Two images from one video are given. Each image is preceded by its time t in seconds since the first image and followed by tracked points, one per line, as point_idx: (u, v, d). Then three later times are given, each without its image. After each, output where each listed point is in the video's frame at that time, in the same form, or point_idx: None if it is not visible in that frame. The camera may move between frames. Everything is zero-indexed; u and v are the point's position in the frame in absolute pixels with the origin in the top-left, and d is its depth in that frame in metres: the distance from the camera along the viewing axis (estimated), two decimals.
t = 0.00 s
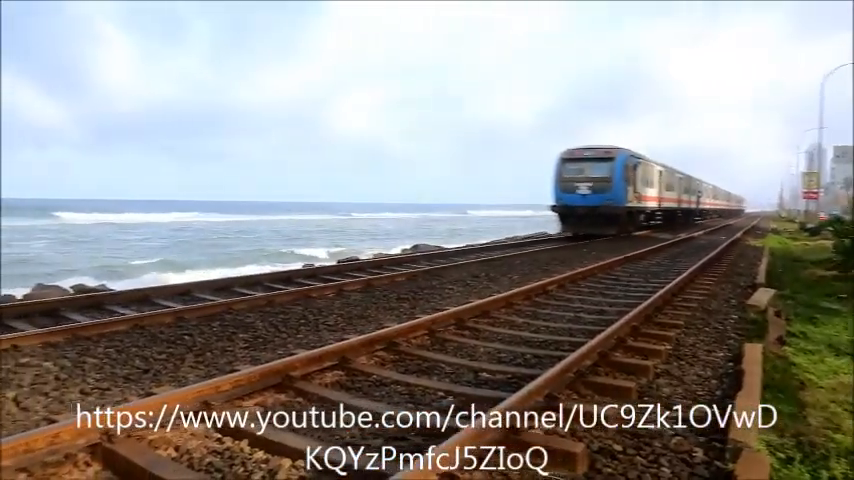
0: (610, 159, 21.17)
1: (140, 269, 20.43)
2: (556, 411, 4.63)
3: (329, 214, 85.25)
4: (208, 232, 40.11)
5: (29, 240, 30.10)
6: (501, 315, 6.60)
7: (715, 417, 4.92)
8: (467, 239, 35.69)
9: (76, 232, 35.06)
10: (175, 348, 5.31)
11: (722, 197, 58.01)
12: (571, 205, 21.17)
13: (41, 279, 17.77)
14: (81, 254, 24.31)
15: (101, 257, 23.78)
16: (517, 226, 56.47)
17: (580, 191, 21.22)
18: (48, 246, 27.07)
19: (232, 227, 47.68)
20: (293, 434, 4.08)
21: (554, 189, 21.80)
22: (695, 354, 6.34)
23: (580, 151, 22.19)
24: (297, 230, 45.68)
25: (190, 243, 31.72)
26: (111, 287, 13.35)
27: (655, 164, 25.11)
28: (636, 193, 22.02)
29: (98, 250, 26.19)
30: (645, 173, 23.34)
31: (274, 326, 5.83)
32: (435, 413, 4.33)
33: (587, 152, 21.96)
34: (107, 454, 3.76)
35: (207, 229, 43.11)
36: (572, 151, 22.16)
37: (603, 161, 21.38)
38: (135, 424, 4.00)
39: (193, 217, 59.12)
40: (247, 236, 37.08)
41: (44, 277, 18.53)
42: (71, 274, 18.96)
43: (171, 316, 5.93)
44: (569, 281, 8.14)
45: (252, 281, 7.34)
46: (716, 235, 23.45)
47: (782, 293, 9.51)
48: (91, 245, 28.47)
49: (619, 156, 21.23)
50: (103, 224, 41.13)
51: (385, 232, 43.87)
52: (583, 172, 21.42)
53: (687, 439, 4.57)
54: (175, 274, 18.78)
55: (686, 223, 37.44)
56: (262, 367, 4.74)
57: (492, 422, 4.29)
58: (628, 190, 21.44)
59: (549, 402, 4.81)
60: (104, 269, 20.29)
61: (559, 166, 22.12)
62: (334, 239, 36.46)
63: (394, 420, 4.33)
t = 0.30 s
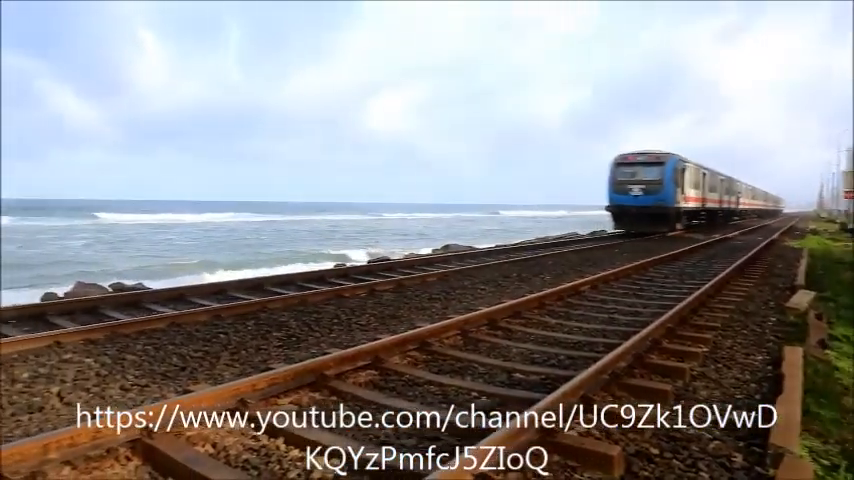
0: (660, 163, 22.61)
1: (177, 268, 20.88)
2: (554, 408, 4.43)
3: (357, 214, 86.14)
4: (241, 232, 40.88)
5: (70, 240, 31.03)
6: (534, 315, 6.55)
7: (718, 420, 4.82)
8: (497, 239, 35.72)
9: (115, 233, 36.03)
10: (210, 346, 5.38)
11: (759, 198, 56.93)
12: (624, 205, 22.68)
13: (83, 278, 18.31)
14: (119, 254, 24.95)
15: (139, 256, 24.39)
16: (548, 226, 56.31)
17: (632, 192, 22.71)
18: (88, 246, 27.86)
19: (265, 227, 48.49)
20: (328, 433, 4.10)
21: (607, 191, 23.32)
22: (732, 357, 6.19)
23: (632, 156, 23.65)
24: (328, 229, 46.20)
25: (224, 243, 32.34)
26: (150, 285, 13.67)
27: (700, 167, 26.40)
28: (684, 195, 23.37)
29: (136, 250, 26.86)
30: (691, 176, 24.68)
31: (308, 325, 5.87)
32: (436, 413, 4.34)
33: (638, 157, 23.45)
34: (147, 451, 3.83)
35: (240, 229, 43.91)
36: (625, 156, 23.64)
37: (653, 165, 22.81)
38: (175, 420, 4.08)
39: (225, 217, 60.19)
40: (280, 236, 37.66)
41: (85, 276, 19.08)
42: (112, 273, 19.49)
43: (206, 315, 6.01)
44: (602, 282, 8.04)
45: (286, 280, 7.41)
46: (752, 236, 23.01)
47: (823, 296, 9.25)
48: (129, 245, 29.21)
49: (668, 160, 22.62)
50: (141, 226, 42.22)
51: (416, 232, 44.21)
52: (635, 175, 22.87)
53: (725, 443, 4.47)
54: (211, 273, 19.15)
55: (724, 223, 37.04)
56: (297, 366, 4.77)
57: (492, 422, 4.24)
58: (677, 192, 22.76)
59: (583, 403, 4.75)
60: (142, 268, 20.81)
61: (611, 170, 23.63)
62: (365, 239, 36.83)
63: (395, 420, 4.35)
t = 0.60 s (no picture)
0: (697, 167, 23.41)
1: (200, 267, 21.16)
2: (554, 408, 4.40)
3: (375, 215, 86.54)
4: (264, 232, 41.35)
5: (97, 240, 31.63)
6: (557, 317, 6.49)
7: (719, 420, 4.77)
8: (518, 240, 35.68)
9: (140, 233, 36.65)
10: (234, 345, 5.42)
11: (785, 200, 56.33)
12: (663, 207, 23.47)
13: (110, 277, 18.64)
14: (145, 254, 25.37)
15: (163, 256, 24.77)
16: (569, 226, 56.10)
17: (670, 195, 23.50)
18: (115, 246, 28.39)
19: (287, 227, 49.05)
20: (350, 435, 4.10)
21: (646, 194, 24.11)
22: (760, 361, 6.08)
23: (670, 161, 24.47)
24: (349, 230, 46.62)
25: (247, 242, 32.70)
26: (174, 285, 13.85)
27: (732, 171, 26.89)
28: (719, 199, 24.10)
29: (161, 250, 27.29)
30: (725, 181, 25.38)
31: (330, 326, 5.89)
32: (436, 413, 4.36)
33: (676, 161, 24.26)
34: (172, 448, 3.87)
35: (263, 229, 44.42)
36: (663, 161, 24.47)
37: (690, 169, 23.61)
38: (201, 418, 4.12)
39: (246, 218, 60.86)
40: (303, 236, 38.04)
41: (112, 275, 19.43)
42: (137, 273, 19.81)
43: (229, 315, 6.06)
44: (625, 284, 7.95)
45: (308, 281, 7.45)
46: (778, 237, 22.68)
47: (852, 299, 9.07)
48: (154, 246, 29.69)
49: (706, 164, 23.41)
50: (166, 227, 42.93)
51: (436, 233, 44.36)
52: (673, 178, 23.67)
53: (752, 449, 4.38)
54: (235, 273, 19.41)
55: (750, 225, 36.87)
56: (320, 367, 4.78)
57: (491, 422, 4.24)
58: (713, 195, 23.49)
59: (608, 406, 4.69)
60: (167, 267, 21.12)
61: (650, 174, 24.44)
62: (386, 240, 36.99)
63: (395, 420, 4.36)
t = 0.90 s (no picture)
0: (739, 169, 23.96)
1: (229, 268, 21.50)
2: (555, 410, 4.48)
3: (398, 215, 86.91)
4: (290, 233, 41.83)
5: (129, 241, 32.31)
6: (584, 319, 6.43)
7: (719, 420, 4.68)
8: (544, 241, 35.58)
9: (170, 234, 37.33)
10: (262, 346, 5.47)
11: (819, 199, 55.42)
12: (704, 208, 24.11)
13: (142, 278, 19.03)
14: (175, 255, 25.83)
15: (192, 257, 25.19)
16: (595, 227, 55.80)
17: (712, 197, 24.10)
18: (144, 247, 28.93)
19: (313, 228, 49.64)
20: (376, 434, 4.12)
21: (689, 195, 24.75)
22: (793, 365, 5.95)
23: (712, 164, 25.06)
24: (374, 230, 47.00)
25: (274, 243, 33.09)
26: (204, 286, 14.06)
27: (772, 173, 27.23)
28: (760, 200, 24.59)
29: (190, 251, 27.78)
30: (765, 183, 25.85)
31: (357, 327, 5.91)
32: (435, 413, 4.39)
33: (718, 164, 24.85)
34: (203, 448, 3.92)
35: (289, 230, 44.98)
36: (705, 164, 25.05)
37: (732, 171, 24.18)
38: (231, 417, 4.18)
39: (271, 219, 61.57)
40: (329, 237, 38.43)
41: (143, 275, 19.83)
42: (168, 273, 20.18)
43: (257, 315, 6.11)
44: (653, 285, 7.85)
45: (335, 281, 7.50)
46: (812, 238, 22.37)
47: None
48: (184, 246, 30.24)
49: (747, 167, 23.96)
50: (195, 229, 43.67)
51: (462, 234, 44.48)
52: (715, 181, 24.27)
53: (787, 455, 4.28)
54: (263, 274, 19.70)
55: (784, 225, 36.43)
56: (347, 367, 4.79)
57: (491, 422, 4.29)
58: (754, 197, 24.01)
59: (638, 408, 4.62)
60: (196, 268, 21.50)
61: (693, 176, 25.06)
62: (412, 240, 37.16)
63: (395, 420, 4.37)
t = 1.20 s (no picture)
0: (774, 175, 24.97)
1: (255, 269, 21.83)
2: (556, 409, 4.54)
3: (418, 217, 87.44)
4: (313, 234, 42.31)
5: (156, 241, 32.93)
6: (607, 324, 6.38)
7: (719, 420, 4.59)
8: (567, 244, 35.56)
9: (195, 235, 37.96)
10: (285, 347, 5.51)
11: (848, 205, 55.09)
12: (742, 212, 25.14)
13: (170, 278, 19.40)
14: (201, 256, 26.29)
15: (217, 258, 25.62)
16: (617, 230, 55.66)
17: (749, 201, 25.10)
18: (169, 247, 29.46)
19: (337, 229, 50.32)
20: (395, 435, 4.15)
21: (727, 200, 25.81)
22: (821, 373, 5.82)
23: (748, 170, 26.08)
24: (397, 232, 47.53)
25: (297, 245, 33.50)
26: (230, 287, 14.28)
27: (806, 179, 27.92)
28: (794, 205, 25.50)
29: (216, 252, 28.23)
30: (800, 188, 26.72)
31: (379, 329, 5.93)
32: (436, 413, 4.42)
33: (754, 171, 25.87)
34: (227, 448, 3.96)
35: (312, 232, 45.62)
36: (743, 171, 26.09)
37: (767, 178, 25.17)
38: (256, 417, 4.23)
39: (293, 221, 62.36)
40: (352, 239, 38.79)
41: (171, 275, 20.22)
42: (194, 273, 20.54)
43: (280, 316, 6.16)
44: (678, 290, 7.78)
45: (358, 283, 7.54)
46: (842, 243, 22.21)
47: None
48: (209, 247, 30.74)
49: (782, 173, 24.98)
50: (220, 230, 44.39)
51: (485, 236, 44.67)
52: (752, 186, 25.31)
53: (815, 465, 4.19)
54: (288, 275, 19.99)
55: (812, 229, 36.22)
56: (370, 369, 4.80)
57: (491, 423, 4.35)
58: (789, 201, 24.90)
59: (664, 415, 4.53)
60: (222, 269, 21.85)
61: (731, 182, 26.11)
62: (434, 243, 37.35)
63: (395, 420, 4.39)
